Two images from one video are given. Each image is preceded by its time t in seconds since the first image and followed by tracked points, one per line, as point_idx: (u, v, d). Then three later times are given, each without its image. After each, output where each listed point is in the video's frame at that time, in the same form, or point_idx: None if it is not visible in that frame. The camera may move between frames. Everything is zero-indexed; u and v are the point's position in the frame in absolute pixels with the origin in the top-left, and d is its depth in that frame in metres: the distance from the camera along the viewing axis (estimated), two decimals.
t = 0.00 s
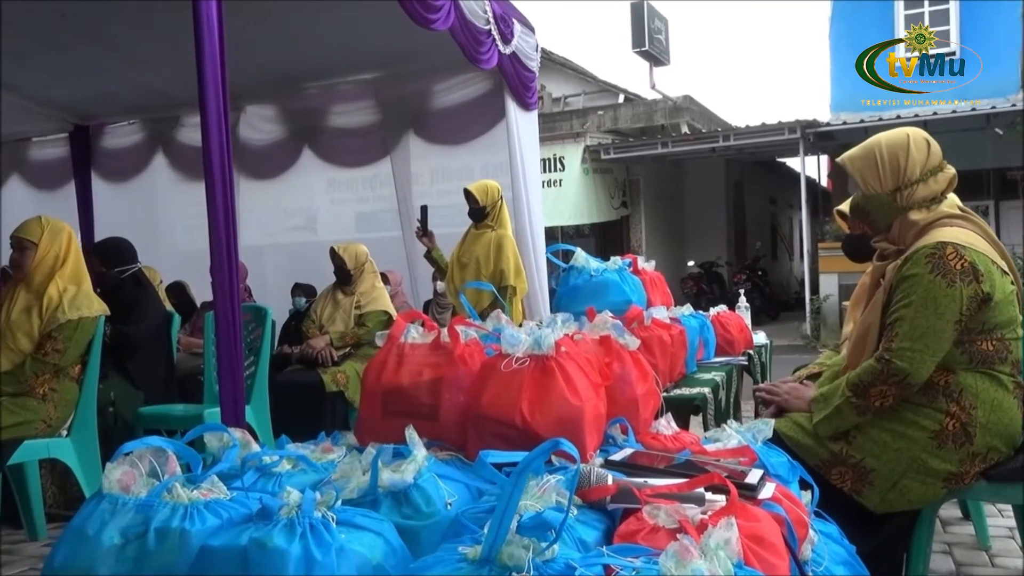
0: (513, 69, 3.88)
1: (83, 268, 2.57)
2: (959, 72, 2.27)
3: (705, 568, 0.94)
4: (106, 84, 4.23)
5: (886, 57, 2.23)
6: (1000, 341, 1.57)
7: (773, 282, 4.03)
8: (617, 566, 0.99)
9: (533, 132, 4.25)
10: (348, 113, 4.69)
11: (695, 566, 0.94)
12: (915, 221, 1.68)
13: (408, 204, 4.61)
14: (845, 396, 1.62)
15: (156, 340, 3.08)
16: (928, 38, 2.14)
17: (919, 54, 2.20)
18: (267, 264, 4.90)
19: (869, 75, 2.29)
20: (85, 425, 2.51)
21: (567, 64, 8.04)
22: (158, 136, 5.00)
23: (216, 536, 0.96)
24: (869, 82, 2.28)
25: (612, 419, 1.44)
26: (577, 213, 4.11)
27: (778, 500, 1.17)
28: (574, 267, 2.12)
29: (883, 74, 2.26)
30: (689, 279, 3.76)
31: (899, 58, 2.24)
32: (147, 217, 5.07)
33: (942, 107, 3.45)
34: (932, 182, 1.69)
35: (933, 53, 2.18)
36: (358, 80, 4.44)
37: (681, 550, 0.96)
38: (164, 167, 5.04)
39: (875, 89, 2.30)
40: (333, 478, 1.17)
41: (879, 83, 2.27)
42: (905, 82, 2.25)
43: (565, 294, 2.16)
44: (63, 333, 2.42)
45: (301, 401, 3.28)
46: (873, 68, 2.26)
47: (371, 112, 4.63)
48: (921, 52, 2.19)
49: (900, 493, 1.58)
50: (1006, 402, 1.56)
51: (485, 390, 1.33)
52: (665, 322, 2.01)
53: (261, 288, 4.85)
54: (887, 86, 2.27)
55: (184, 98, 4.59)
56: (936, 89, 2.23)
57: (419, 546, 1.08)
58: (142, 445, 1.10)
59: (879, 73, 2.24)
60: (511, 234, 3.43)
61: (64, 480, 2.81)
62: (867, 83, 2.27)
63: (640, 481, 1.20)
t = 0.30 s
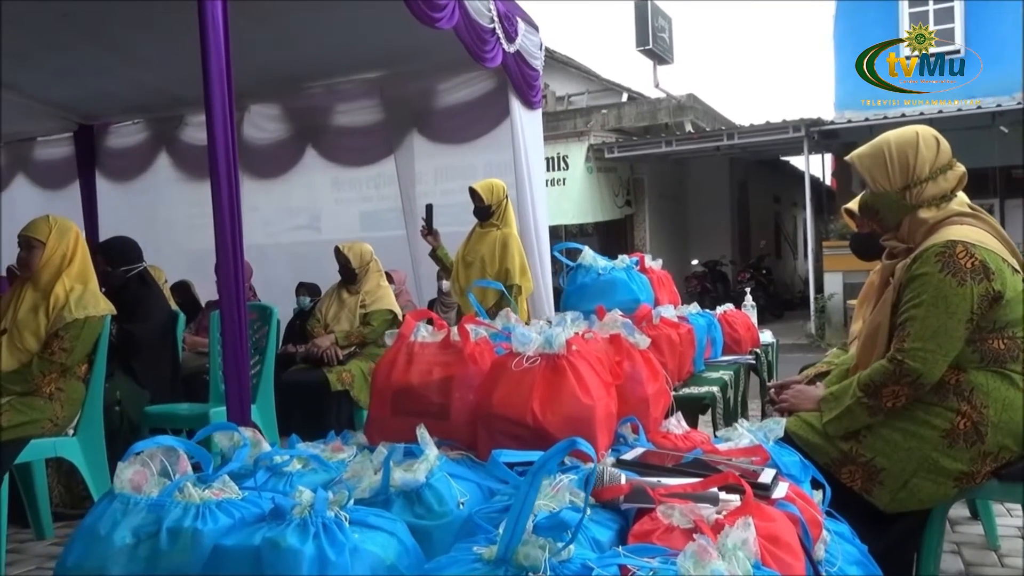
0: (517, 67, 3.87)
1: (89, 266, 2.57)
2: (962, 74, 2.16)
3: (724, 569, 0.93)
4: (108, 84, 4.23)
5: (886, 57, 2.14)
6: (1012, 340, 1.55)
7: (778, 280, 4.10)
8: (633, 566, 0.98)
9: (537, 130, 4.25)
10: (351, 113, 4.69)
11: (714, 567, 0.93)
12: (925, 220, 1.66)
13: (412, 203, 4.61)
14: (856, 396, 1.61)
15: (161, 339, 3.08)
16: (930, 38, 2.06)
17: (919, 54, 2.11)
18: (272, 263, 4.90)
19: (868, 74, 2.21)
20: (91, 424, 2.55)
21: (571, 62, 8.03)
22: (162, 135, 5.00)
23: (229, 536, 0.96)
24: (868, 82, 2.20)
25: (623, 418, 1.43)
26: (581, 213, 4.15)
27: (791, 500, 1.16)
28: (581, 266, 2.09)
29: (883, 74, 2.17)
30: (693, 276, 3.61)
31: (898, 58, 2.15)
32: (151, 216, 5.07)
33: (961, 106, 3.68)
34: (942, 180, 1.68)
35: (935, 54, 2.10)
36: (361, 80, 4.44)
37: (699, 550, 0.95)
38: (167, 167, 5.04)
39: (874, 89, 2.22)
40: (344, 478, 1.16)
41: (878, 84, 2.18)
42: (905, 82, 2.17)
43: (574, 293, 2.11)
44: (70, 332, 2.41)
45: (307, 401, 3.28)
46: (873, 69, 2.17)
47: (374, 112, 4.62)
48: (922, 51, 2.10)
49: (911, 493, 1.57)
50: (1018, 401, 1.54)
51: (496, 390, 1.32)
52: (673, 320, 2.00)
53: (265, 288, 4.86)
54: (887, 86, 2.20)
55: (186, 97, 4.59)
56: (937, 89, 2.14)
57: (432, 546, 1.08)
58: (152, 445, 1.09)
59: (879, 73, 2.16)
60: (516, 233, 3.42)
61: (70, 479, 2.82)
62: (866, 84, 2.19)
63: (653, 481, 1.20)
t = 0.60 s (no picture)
0: (524, 65, 3.86)
1: (97, 266, 2.57)
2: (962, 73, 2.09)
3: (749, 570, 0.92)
4: (114, 84, 4.24)
5: (886, 57, 2.07)
6: None
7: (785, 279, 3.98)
8: (655, 567, 0.98)
9: (543, 129, 4.24)
10: (357, 111, 4.69)
11: (738, 568, 0.92)
12: (939, 217, 1.65)
13: (418, 201, 4.60)
14: (870, 395, 1.60)
15: (170, 338, 3.09)
16: (930, 38, 2.04)
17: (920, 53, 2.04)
18: (278, 262, 4.91)
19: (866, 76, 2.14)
20: (101, 423, 2.53)
21: (577, 60, 8.00)
22: (168, 134, 4.99)
23: (246, 536, 0.95)
24: (868, 83, 2.13)
25: (637, 417, 1.42)
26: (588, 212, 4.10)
27: (810, 499, 1.15)
28: (593, 264, 2.09)
29: (882, 74, 2.10)
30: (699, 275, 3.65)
31: (898, 58, 2.08)
32: (157, 216, 5.08)
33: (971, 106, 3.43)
34: (956, 176, 1.66)
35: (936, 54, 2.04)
36: (367, 78, 4.43)
37: (723, 551, 0.95)
38: (173, 166, 5.02)
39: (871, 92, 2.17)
40: (359, 478, 1.16)
41: (878, 84, 2.11)
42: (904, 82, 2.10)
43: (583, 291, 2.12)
44: (78, 332, 2.42)
45: (315, 400, 3.28)
46: (873, 68, 2.10)
47: (380, 110, 4.61)
48: (921, 52, 2.05)
49: (925, 492, 1.56)
50: None
51: (510, 388, 1.31)
52: (685, 319, 1.99)
53: (271, 287, 4.86)
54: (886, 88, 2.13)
55: (192, 97, 4.59)
56: (937, 90, 2.07)
57: (449, 547, 1.08)
58: (167, 444, 1.09)
59: (879, 72, 2.08)
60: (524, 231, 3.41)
61: (80, 478, 2.83)
62: (867, 84, 2.11)
63: (671, 480, 1.19)
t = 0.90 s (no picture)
0: (529, 64, 3.85)
1: (105, 267, 2.57)
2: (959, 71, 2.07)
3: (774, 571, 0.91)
4: (122, 83, 4.25)
5: (886, 58, 2.07)
6: None
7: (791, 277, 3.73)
8: (677, 568, 0.97)
9: (549, 127, 4.23)
10: (364, 111, 4.68)
11: (763, 569, 0.92)
12: (953, 213, 1.64)
13: (424, 201, 4.59)
14: (884, 393, 1.59)
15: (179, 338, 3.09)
16: (930, 37, 2.04)
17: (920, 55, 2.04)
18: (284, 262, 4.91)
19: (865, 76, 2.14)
20: (108, 422, 2.52)
21: (582, 59, 7.98)
22: (175, 134, 4.99)
23: (264, 536, 0.95)
24: (866, 83, 2.12)
25: (652, 416, 1.41)
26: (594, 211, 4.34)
27: (829, 499, 1.14)
28: (603, 262, 2.08)
29: (883, 75, 2.10)
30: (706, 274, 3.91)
31: (899, 59, 2.07)
32: (163, 215, 5.06)
33: None
34: (971, 173, 1.65)
35: (937, 54, 2.04)
36: (373, 77, 4.43)
37: (748, 552, 0.94)
38: (180, 166, 5.03)
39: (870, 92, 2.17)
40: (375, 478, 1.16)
41: (878, 84, 2.10)
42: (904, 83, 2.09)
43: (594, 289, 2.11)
44: (87, 333, 2.42)
45: (324, 400, 3.28)
46: (872, 69, 2.09)
47: (387, 109, 4.61)
48: (922, 52, 2.05)
49: (940, 491, 1.54)
50: None
51: (524, 387, 1.31)
52: (696, 317, 1.98)
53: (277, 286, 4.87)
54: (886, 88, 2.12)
55: (199, 97, 4.60)
56: (936, 89, 2.08)
57: (466, 547, 1.07)
58: (183, 444, 1.08)
59: (879, 73, 2.08)
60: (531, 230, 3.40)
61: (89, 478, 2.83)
62: (866, 84, 2.10)
63: (689, 480, 1.19)
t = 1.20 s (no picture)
0: (541, 63, 3.84)
1: (121, 264, 2.58)
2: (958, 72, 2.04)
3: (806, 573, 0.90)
4: (135, 83, 4.27)
5: (886, 57, 2.04)
6: None
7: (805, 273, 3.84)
8: (705, 569, 0.97)
9: (561, 126, 4.22)
10: (377, 109, 4.67)
11: (795, 570, 0.91)
12: (975, 212, 1.62)
13: (436, 200, 4.59)
14: (905, 393, 1.58)
15: (192, 336, 3.10)
16: (930, 38, 2.01)
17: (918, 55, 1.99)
18: (296, 260, 4.93)
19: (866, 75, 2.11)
20: (125, 419, 2.52)
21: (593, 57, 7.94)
22: (188, 132, 4.99)
23: (286, 534, 0.95)
24: (867, 82, 2.10)
25: (672, 415, 1.40)
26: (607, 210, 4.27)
27: (853, 500, 1.13)
28: (620, 260, 2.06)
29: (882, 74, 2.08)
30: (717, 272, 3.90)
31: (898, 59, 2.04)
32: (176, 212, 5.06)
33: None
34: (993, 171, 1.63)
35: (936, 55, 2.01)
36: (385, 76, 4.43)
37: (779, 552, 0.94)
38: (193, 164, 5.01)
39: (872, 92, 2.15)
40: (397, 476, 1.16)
41: (877, 84, 2.08)
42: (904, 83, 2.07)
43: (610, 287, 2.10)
44: (104, 329, 2.43)
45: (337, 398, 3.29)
46: (872, 69, 2.06)
47: (399, 108, 4.60)
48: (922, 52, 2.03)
49: (962, 492, 1.54)
50: None
51: (545, 386, 1.30)
52: (713, 316, 1.97)
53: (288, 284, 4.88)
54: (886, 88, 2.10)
55: (211, 96, 4.61)
56: (936, 90, 2.06)
57: (489, 546, 1.07)
58: (205, 441, 1.08)
59: (879, 72, 2.05)
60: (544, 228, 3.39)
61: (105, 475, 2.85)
62: (865, 83, 2.08)
63: (712, 480, 1.18)
